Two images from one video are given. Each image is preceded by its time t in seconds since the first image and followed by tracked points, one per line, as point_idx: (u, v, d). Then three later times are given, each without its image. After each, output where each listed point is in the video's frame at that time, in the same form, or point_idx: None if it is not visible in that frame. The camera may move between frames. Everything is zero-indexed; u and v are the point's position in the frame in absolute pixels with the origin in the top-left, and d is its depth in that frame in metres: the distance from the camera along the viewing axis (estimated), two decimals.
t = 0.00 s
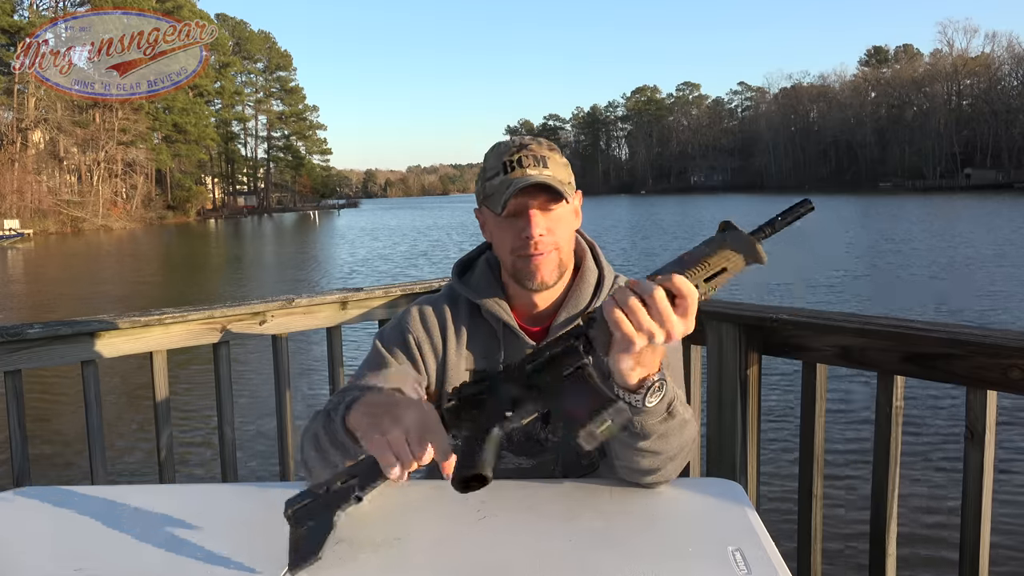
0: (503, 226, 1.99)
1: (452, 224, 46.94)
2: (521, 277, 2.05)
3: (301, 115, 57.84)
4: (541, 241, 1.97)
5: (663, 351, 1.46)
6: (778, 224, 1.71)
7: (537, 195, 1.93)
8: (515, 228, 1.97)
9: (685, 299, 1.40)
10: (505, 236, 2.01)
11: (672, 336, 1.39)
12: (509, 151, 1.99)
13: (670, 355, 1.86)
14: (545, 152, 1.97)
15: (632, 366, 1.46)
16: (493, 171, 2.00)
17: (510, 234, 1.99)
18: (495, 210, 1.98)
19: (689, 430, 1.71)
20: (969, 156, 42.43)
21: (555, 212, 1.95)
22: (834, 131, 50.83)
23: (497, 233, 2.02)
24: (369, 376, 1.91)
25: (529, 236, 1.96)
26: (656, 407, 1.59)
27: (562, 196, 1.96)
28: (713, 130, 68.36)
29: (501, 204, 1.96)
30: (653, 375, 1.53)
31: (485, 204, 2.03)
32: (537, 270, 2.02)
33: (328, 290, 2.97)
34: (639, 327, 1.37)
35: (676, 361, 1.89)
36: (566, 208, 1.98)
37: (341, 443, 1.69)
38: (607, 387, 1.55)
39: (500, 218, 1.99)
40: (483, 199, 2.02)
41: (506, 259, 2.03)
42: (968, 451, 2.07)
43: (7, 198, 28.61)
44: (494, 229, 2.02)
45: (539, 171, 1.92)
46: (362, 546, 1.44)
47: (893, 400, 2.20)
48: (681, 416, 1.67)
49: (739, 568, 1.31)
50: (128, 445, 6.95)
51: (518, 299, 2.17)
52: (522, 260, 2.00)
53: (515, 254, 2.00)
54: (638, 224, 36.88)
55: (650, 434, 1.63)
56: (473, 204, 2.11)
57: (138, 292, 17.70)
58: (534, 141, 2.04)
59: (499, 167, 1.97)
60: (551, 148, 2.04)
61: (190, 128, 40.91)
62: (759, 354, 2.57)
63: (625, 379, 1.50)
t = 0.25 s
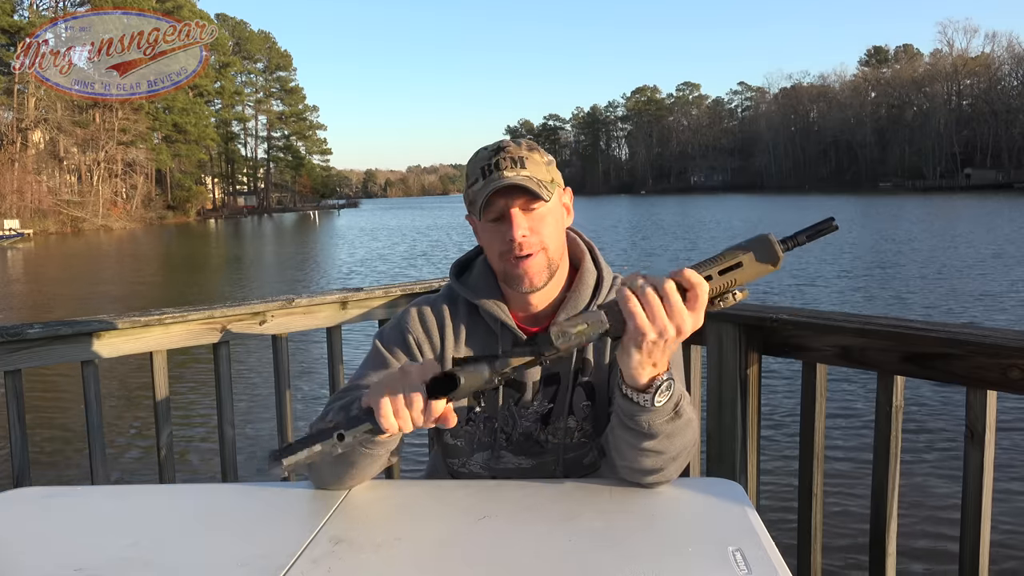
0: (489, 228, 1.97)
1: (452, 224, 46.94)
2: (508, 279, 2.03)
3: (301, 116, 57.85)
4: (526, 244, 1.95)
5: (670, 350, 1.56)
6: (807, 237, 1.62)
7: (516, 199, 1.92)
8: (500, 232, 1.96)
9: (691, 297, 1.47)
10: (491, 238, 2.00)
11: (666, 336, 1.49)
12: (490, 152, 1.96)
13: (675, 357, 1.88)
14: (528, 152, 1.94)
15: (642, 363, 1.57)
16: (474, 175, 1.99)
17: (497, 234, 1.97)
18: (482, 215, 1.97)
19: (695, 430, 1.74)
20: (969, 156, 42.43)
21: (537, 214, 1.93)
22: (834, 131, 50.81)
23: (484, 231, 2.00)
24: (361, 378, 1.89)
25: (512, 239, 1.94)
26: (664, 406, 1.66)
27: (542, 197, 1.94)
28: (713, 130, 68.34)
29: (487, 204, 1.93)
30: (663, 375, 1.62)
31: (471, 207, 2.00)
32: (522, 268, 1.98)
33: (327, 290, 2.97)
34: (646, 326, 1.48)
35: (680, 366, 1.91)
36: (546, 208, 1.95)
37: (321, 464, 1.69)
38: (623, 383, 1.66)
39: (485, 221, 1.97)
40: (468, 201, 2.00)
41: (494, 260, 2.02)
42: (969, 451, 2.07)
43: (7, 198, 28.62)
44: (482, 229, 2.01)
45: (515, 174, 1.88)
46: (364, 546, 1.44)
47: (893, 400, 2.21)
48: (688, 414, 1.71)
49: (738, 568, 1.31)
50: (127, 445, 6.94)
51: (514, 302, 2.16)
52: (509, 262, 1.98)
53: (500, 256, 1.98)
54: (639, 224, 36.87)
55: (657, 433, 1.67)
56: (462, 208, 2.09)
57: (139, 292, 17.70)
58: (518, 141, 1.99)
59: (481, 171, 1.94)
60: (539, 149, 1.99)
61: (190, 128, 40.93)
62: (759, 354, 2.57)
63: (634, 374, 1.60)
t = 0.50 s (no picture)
0: (489, 228, 1.97)
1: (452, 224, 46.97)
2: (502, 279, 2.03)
3: (301, 116, 57.86)
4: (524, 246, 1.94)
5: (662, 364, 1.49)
6: (816, 257, 1.56)
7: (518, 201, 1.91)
8: (499, 232, 1.96)
9: (681, 326, 1.39)
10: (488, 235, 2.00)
11: (656, 359, 1.43)
12: (489, 154, 1.97)
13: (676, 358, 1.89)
14: (530, 156, 1.92)
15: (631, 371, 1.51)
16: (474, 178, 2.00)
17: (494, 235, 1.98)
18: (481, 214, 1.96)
19: (690, 426, 1.74)
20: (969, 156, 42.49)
21: (535, 218, 1.93)
22: (834, 131, 50.82)
23: (484, 231, 2.00)
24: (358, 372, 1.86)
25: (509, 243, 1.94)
26: (653, 401, 1.64)
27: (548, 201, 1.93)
28: (713, 130, 68.30)
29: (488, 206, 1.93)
30: (650, 372, 1.57)
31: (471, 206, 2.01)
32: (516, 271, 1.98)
33: (327, 290, 2.97)
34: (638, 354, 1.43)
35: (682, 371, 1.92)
36: (548, 214, 1.94)
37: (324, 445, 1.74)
38: (613, 379, 1.63)
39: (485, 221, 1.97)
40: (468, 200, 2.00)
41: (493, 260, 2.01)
42: (968, 450, 2.07)
43: (7, 198, 28.61)
44: (481, 228, 2.00)
45: (517, 175, 1.88)
46: (364, 546, 1.44)
47: (892, 401, 2.21)
48: (680, 410, 1.71)
49: (739, 568, 1.30)
50: (126, 445, 6.95)
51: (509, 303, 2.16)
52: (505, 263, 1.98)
53: (497, 257, 1.97)
54: (638, 224, 36.89)
55: (647, 428, 1.66)
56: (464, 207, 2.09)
57: (138, 292, 17.69)
58: (518, 143, 2.00)
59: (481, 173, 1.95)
60: (538, 150, 1.99)
61: (190, 128, 40.92)
62: (760, 355, 2.57)
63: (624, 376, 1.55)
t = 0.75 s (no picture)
0: (486, 231, 1.97)
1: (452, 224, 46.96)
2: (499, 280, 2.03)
3: (301, 116, 57.88)
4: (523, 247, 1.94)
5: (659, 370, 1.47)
6: (811, 264, 1.54)
7: (522, 203, 1.90)
8: (499, 234, 1.95)
9: (678, 335, 1.38)
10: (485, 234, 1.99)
11: (653, 367, 1.41)
12: (486, 156, 1.98)
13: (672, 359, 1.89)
14: (529, 160, 1.92)
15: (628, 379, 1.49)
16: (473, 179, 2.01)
17: (493, 238, 1.97)
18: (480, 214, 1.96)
19: (686, 431, 1.74)
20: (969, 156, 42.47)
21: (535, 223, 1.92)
22: (834, 131, 50.85)
23: (483, 235, 2.00)
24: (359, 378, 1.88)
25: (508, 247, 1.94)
26: (648, 407, 1.64)
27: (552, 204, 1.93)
28: (713, 130, 68.30)
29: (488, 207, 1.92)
30: (643, 380, 1.58)
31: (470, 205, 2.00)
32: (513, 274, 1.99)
33: (327, 291, 2.97)
34: (630, 357, 1.39)
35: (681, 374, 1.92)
36: (548, 220, 1.94)
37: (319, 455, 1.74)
38: (607, 386, 1.64)
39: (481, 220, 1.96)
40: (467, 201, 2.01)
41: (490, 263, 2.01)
42: (968, 450, 2.07)
43: (7, 198, 28.60)
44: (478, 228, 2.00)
45: (519, 179, 1.87)
46: (365, 546, 1.44)
47: (893, 401, 2.21)
48: (676, 415, 1.70)
49: (739, 568, 1.31)
50: (126, 445, 6.95)
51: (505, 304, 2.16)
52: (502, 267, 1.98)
53: (495, 260, 1.96)
54: (638, 224, 36.89)
55: (644, 433, 1.66)
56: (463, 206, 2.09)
57: (138, 292, 17.69)
58: (519, 143, 1.99)
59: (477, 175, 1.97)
60: (535, 150, 1.98)
61: (190, 128, 40.93)
62: (760, 354, 2.57)
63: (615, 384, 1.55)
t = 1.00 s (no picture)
0: (487, 232, 1.96)
1: (452, 224, 46.98)
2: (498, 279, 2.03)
3: (301, 116, 57.88)
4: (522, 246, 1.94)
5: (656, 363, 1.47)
6: (804, 256, 1.54)
7: (526, 203, 1.90)
8: (500, 234, 1.95)
9: (674, 324, 1.38)
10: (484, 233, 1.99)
11: (652, 358, 1.41)
12: (486, 157, 1.98)
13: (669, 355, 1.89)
14: (531, 161, 1.92)
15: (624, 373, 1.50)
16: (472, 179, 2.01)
17: (494, 238, 1.96)
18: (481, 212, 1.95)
19: (685, 429, 1.74)
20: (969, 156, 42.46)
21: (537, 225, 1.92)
22: (834, 131, 50.89)
23: (483, 235, 2.00)
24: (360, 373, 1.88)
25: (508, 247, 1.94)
26: (644, 402, 1.64)
27: (553, 205, 1.93)
28: (713, 130, 68.27)
29: (490, 207, 1.91)
30: (640, 374, 1.58)
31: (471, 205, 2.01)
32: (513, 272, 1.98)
33: (327, 291, 2.97)
34: (627, 347, 1.39)
35: (679, 371, 1.92)
36: (549, 222, 1.94)
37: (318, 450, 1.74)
38: (603, 380, 1.64)
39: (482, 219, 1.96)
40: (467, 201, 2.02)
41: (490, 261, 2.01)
42: (968, 451, 2.07)
43: (7, 198, 28.60)
44: (478, 225, 2.00)
45: (522, 180, 1.87)
46: (364, 546, 1.44)
47: (892, 400, 2.21)
48: (673, 413, 1.71)
49: (738, 568, 1.31)
50: (127, 445, 6.96)
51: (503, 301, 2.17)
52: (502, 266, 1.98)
53: (495, 259, 1.97)
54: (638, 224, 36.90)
55: (641, 430, 1.66)
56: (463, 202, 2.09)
57: (138, 292, 17.70)
58: (520, 143, 1.99)
59: (478, 175, 1.97)
60: (535, 149, 1.98)
61: (190, 128, 40.94)
62: (759, 355, 2.57)
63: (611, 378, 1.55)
